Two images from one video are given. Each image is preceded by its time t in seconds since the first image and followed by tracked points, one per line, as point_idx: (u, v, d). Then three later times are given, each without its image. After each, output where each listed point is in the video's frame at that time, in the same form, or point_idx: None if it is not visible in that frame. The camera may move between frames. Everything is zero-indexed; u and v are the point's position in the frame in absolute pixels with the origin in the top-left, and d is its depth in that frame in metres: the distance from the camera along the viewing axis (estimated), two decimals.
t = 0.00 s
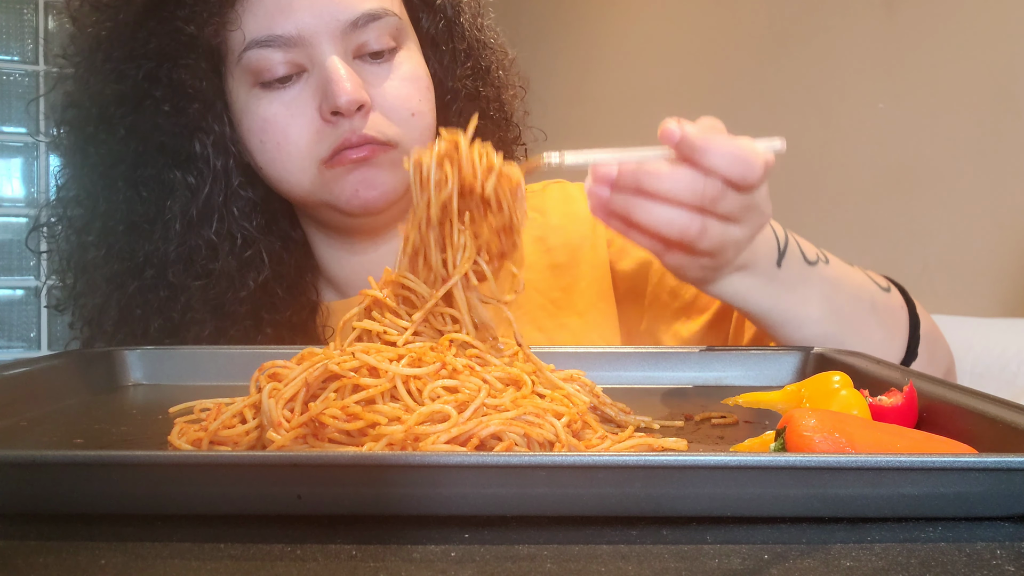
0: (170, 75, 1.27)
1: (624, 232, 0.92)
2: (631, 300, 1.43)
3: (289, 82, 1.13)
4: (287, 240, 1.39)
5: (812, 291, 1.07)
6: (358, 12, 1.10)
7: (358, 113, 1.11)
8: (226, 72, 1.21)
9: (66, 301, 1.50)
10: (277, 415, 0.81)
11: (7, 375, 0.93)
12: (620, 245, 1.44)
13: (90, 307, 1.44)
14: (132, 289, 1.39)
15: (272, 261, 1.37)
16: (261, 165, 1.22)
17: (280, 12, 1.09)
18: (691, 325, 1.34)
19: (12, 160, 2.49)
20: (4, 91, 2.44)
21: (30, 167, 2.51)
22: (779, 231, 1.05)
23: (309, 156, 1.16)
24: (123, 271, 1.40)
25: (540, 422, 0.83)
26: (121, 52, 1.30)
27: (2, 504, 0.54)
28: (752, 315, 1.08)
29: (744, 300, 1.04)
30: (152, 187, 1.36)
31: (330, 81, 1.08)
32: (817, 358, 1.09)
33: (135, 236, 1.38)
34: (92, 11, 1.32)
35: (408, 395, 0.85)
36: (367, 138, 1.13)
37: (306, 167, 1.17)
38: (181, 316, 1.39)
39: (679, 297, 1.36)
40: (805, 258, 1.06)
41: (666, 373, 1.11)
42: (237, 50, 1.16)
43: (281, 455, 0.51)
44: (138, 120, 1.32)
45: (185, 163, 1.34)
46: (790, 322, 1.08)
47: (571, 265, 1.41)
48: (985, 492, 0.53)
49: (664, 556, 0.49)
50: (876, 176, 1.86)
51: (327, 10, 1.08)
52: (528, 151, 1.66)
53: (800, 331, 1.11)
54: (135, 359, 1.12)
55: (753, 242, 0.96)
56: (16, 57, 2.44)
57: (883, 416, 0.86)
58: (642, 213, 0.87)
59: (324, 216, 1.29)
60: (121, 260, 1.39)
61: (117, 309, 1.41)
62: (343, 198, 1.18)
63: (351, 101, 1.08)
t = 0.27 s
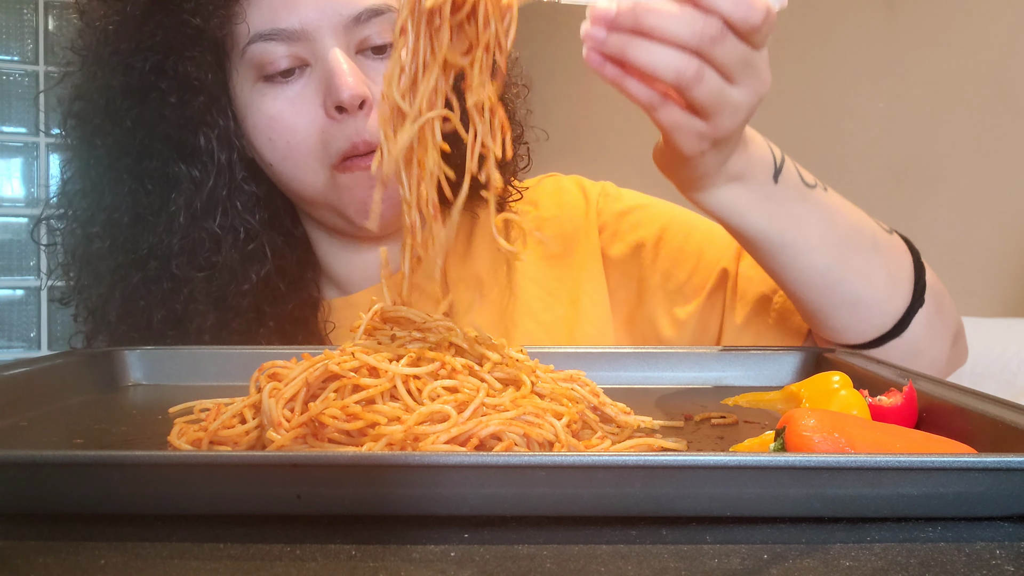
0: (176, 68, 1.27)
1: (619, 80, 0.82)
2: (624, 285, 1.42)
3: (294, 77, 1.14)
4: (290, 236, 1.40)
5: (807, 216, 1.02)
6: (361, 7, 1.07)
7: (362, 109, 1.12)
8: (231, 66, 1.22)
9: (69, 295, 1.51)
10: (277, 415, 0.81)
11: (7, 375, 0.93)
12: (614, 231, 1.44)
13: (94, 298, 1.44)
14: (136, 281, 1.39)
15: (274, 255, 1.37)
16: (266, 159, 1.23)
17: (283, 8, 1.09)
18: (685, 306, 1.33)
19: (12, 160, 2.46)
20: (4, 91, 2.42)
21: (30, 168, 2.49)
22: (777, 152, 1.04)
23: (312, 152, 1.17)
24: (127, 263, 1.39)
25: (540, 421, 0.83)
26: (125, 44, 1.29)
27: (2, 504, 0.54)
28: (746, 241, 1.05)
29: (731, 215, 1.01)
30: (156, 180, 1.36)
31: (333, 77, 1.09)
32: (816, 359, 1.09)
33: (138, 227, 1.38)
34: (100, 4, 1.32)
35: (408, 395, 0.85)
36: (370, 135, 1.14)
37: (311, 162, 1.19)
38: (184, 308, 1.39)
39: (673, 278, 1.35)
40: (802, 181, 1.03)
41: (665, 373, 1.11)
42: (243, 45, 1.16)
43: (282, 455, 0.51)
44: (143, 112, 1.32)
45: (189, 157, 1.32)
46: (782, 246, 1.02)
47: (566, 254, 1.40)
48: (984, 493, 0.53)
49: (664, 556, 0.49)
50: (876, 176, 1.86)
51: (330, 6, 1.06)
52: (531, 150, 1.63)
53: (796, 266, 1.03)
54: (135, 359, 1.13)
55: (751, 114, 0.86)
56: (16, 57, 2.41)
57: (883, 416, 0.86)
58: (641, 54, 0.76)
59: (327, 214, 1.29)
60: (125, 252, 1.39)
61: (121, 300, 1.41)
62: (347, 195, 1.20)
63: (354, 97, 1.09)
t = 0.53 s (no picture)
0: (173, 52, 1.27)
1: (616, 100, 0.85)
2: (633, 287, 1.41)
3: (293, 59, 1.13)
4: (291, 234, 1.40)
5: (818, 223, 1.02)
6: None
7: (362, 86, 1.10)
8: (230, 56, 1.21)
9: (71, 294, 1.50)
10: (277, 415, 0.81)
11: (7, 375, 0.93)
12: (623, 233, 1.43)
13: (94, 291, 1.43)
14: (135, 273, 1.38)
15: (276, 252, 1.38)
16: (262, 144, 1.21)
17: None
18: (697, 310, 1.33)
19: (12, 160, 2.41)
20: (4, 91, 2.37)
21: (30, 168, 2.45)
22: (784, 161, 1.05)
23: (312, 132, 1.15)
24: (126, 255, 1.39)
25: (540, 421, 0.83)
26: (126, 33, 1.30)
27: (2, 504, 0.54)
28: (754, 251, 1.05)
29: (742, 225, 1.02)
30: (155, 172, 1.35)
31: (332, 55, 1.08)
32: (816, 358, 1.09)
33: (138, 219, 1.37)
34: None
35: (408, 395, 0.85)
36: (370, 113, 1.11)
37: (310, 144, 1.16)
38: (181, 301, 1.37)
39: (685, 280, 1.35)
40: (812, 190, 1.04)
41: (665, 373, 1.11)
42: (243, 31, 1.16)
43: (281, 455, 0.51)
44: (141, 101, 1.32)
45: (187, 148, 1.32)
46: (795, 254, 1.02)
47: (575, 256, 1.40)
48: (984, 493, 0.53)
49: (664, 556, 0.49)
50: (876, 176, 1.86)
51: None
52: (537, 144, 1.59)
53: (810, 274, 1.03)
54: (135, 359, 1.13)
55: (753, 127, 0.88)
56: (16, 57, 2.37)
57: (884, 416, 0.86)
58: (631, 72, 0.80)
59: (330, 203, 1.27)
60: (124, 244, 1.39)
61: (119, 293, 1.40)
62: (347, 175, 1.15)
63: (353, 74, 1.07)
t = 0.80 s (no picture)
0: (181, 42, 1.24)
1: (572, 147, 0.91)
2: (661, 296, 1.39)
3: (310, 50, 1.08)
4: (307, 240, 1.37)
5: (827, 244, 1.05)
6: None
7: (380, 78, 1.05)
8: (248, 49, 1.17)
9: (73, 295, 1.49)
10: (278, 414, 0.81)
11: (8, 374, 0.93)
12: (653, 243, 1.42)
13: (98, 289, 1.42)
14: (138, 274, 1.37)
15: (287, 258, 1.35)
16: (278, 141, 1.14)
17: None
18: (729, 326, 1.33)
19: (12, 160, 2.39)
20: (4, 91, 2.36)
21: (30, 168, 2.43)
22: (784, 184, 1.07)
23: (330, 128, 1.08)
24: (131, 255, 1.37)
25: (540, 422, 0.83)
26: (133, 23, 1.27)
27: (2, 504, 0.54)
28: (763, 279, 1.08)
29: (744, 253, 1.04)
30: (161, 168, 1.32)
31: (349, 44, 1.03)
32: (816, 359, 1.09)
33: (143, 217, 1.35)
34: None
35: (408, 395, 0.85)
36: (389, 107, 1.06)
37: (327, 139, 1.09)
38: (184, 304, 1.36)
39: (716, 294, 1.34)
40: (816, 213, 1.06)
41: (665, 373, 1.11)
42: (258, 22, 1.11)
43: (281, 455, 0.51)
44: (148, 94, 1.29)
45: (197, 145, 1.30)
46: (805, 279, 1.04)
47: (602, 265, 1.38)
48: (984, 492, 0.53)
49: (664, 556, 0.49)
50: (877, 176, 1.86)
51: None
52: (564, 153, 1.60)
53: (824, 297, 1.05)
54: (136, 359, 1.13)
55: (718, 172, 0.90)
56: (16, 57, 2.36)
57: (884, 416, 0.86)
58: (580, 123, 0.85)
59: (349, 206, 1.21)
60: (128, 244, 1.37)
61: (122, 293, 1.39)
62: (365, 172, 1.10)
63: (369, 64, 1.02)
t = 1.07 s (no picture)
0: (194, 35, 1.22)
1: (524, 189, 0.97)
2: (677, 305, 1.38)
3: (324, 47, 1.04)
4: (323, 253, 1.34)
5: (811, 262, 1.06)
6: None
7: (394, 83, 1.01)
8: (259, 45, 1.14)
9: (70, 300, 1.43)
10: (277, 414, 0.81)
11: (8, 375, 0.93)
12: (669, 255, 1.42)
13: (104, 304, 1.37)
14: (155, 287, 1.32)
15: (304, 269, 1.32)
16: (283, 144, 1.12)
17: None
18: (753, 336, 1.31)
19: (12, 160, 2.40)
20: (4, 91, 2.36)
21: (30, 168, 2.42)
22: (762, 204, 1.07)
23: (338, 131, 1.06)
24: (143, 267, 1.32)
25: (540, 422, 0.83)
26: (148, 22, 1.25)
27: (2, 505, 0.54)
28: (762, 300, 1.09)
29: (723, 274, 1.06)
30: (176, 173, 1.29)
31: (362, 45, 0.98)
32: (816, 358, 1.09)
33: (157, 226, 1.31)
34: None
35: (408, 395, 0.85)
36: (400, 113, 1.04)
37: (336, 143, 1.07)
38: (205, 321, 1.32)
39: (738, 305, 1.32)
40: (797, 230, 1.07)
41: (666, 373, 1.11)
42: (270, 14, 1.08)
43: (281, 455, 0.51)
44: (162, 95, 1.26)
45: (214, 149, 1.26)
46: (791, 297, 1.06)
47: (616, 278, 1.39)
48: (984, 492, 0.53)
49: (664, 556, 0.49)
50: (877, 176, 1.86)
51: None
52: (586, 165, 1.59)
53: (816, 312, 1.07)
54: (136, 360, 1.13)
55: (661, 207, 0.92)
56: (16, 57, 2.35)
57: (884, 416, 0.86)
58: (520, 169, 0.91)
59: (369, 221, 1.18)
60: (141, 256, 1.32)
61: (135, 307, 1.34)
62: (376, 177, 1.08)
63: (384, 68, 0.98)
